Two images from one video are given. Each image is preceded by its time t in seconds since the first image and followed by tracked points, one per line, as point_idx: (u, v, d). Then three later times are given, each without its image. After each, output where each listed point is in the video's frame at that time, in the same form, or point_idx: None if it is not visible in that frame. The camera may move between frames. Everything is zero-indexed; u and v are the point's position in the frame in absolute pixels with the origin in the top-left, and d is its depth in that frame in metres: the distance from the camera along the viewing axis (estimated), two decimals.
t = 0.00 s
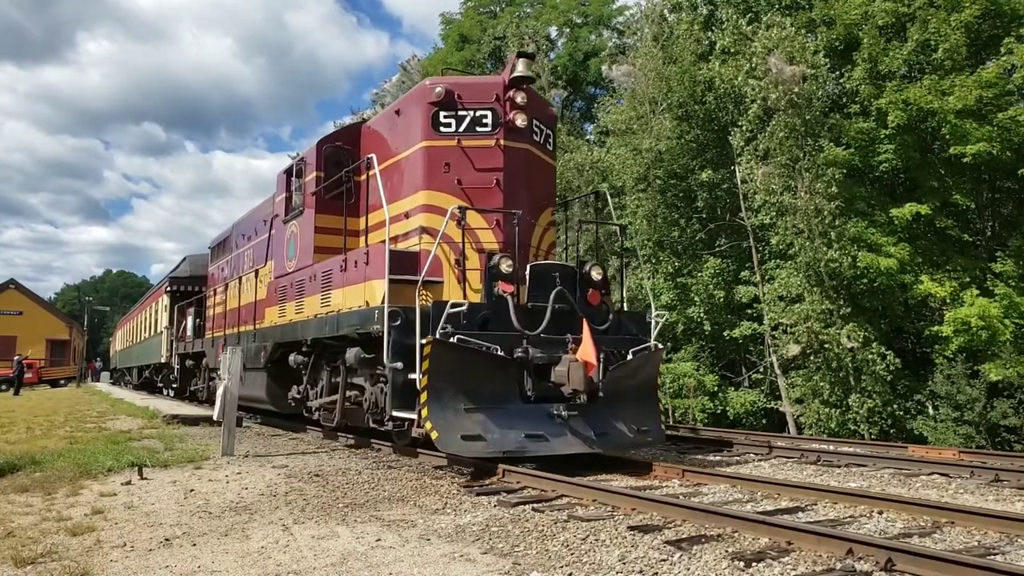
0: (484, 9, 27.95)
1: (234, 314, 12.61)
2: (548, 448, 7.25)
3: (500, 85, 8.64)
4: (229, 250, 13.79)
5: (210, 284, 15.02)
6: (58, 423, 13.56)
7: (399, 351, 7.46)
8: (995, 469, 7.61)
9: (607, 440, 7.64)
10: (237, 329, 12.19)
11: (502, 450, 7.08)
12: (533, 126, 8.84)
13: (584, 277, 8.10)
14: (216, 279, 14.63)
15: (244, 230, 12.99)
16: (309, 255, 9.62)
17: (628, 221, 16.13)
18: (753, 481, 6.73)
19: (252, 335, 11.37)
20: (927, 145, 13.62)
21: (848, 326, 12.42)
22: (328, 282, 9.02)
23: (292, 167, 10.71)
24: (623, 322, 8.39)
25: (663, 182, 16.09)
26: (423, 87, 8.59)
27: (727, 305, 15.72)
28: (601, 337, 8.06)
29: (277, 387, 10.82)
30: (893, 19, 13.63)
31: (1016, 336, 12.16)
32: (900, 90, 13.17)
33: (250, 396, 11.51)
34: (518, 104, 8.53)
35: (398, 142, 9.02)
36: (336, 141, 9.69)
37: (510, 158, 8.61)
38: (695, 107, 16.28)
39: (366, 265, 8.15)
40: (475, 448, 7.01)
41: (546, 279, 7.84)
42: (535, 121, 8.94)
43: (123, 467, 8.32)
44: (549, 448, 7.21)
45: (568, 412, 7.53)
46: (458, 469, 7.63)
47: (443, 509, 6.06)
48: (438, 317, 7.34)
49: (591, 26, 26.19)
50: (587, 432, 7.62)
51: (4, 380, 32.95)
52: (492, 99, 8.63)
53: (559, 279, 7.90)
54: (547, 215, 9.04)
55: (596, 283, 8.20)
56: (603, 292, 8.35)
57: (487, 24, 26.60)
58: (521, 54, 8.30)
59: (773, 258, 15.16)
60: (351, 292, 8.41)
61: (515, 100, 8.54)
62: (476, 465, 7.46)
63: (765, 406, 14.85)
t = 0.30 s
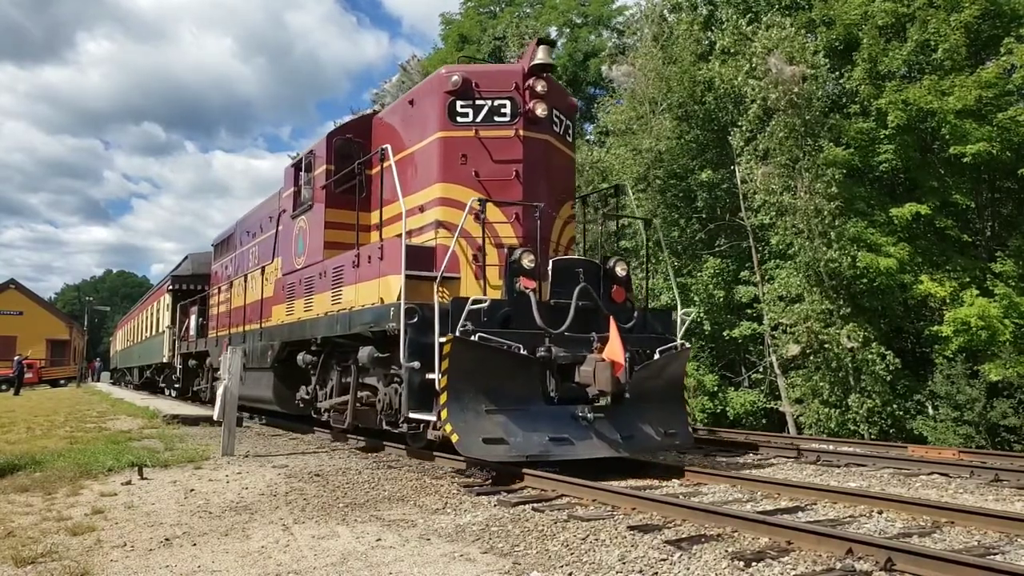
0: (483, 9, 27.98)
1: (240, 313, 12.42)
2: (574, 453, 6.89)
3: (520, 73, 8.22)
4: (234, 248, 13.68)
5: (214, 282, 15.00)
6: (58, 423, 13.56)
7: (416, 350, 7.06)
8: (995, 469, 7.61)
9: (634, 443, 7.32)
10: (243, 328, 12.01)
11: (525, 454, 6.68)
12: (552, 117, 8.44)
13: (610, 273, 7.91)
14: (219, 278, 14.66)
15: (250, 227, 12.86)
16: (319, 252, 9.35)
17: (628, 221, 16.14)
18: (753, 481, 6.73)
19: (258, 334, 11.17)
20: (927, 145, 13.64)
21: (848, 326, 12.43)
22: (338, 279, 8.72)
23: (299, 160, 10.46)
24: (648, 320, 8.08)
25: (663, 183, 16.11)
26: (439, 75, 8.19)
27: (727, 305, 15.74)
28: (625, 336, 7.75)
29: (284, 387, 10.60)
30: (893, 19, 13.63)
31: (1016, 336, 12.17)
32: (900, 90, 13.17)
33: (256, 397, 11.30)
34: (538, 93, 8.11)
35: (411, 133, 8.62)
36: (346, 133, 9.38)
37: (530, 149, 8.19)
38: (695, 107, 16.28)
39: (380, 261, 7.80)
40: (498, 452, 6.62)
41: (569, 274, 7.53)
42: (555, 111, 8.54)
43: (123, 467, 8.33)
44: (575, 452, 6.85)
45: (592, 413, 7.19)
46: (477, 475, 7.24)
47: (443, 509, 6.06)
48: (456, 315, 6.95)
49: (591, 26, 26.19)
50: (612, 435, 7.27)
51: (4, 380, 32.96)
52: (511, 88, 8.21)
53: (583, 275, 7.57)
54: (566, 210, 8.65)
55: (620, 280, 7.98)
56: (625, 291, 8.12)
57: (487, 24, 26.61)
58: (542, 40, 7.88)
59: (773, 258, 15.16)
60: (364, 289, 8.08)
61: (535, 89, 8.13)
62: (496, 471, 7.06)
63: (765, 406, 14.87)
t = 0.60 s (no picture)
0: (484, 9, 28.02)
1: (245, 311, 12.22)
2: (604, 458, 6.55)
3: (542, 60, 7.88)
4: (240, 246, 13.51)
5: (218, 281, 14.95)
6: (58, 423, 13.57)
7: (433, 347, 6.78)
8: (995, 468, 7.62)
9: (663, 448, 6.99)
10: (249, 327, 11.82)
11: (553, 458, 6.36)
12: (575, 106, 8.10)
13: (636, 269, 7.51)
14: (222, 276, 14.63)
15: (256, 224, 12.72)
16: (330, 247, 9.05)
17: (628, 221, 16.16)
18: (753, 482, 6.74)
19: (264, 333, 10.93)
20: (927, 144, 13.67)
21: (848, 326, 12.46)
22: (351, 276, 8.41)
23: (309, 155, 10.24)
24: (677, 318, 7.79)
25: (663, 183, 16.14)
26: (457, 63, 7.89)
27: (727, 305, 15.77)
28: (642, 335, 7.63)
29: (292, 387, 10.33)
30: (893, 19, 13.64)
31: (1016, 336, 12.19)
32: (900, 90, 13.18)
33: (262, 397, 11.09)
34: (560, 81, 7.76)
35: (428, 124, 8.32)
36: (357, 124, 9.10)
37: (552, 139, 7.86)
38: (695, 107, 16.28)
39: (396, 256, 7.48)
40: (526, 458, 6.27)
41: (597, 269, 7.24)
42: (578, 100, 8.20)
43: (124, 467, 8.33)
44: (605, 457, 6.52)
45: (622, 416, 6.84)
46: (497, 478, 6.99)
47: (443, 509, 6.07)
48: (479, 312, 6.61)
49: (591, 27, 26.21)
50: (642, 438, 6.96)
51: (4, 380, 32.98)
52: (533, 75, 7.87)
53: (609, 271, 7.30)
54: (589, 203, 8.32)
55: (648, 274, 7.59)
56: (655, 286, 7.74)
57: (487, 25, 26.63)
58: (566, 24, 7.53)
59: (773, 258, 15.18)
60: (378, 285, 7.77)
61: (557, 76, 7.78)
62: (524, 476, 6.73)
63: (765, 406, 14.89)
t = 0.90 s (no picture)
0: (484, 9, 28.01)
1: (253, 309, 12.00)
2: (637, 463, 6.27)
3: (566, 45, 7.62)
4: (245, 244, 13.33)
5: (222, 279, 14.92)
6: (58, 423, 13.57)
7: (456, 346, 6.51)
8: (995, 468, 7.62)
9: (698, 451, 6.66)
10: (256, 325, 11.60)
11: (584, 465, 6.07)
12: (600, 93, 7.83)
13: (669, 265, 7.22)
14: (228, 273, 14.52)
15: (262, 220, 12.54)
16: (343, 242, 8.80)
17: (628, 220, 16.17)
18: (754, 483, 6.73)
19: (272, 332, 10.66)
20: (927, 144, 13.67)
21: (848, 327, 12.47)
22: (365, 271, 8.14)
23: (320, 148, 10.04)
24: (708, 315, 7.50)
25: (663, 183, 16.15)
26: (478, 49, 7.67)
27: (727, 305, 15.77)
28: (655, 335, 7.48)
29: (301, 388, 10.07)
30: (893, 19, 13.63)
31: (1016, 337, 12.18)
32: (900, 90, 13.17)
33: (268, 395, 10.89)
34: (585, 67, 7.50)
35: (447, 113, 8.08)
36: (371, 115, 8.86)
37: (577, 128, 7.60)
38: (695, 107, 16.28)
39: (414, 250, 7.21)
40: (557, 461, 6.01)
41: (627, 264, 6.96)
42: (603, 88, 7.94)
43: (123, 467, 8.33)
44: (638, 463, 6.24)
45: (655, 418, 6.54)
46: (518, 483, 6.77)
47: (443, 509, 6.07)
48: (505, 310, 6.36)
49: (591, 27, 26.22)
50: (676, 442, 6.66)
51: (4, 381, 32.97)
52: (557, 61, 7.62)
53: (640, 265, 7.02)
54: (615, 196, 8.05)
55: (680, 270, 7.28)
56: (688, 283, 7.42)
57: (487, 25, 26.65)
58: (591, 7, 7.27)
59: (773, 258, 15.18)
60: (395, 282, 7.48)
61: (582, 62, 7.54)
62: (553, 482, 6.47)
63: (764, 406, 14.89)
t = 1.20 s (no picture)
0: (484, 9, 28.01)
1: (259, 308, 11.71)
2: (676, 470, 5.93)
3: (594, 28, 7.29)
4: (251, 241, 13.08)
5: (226, 276, 14.74)
6: (58, 423, 13.58)
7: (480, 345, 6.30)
8: (995, 469, 7.62)
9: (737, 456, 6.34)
10: (263, 323, 11.31)
11: (620, 471, 5.72)
12: (628, 79, 7.51)
13: (706, 259, 6.89)
14: (230, 272, 14.31)
15: (269, 217, 12.25)
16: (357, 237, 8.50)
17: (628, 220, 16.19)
18: (756, 484, 6.73)
19: (281, 331, 10.38)
20: (927, 144, 13.68)
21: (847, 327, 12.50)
22: (381, 268, 7.85)
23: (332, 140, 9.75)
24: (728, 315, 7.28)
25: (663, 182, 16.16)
26: (500, 33, 7.35)
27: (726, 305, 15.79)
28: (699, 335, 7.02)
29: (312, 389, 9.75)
30: (893, 20, 13.64)
31: (1016, 337, 12.17)
32: (900, 90, 13.16)
33: (275, 397, 10.62)
34: (614, 51, 7.18)
35: (467, 101, 7.79)
36: (385, 104, 8.58)
37: (605, 115, 7.29)
38: (695, 107, 16.29)
39: (435, 244, 6.94)
40: (590, 467, 5.67)
41: (663, 259, 6.69)
42: (631, 73, 7.62)
43: (123, 467, 8.33)
44: (677, 469, 5.89)
45: (694, 421, 6.23)
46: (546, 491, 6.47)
47: (443, 509, 6.07)
48: (534, 308, 6.10)
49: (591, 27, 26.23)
50: (716, 446, 6.31)
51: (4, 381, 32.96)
52: (584, 45, 7.29)
53: (675, 260, 6.72)
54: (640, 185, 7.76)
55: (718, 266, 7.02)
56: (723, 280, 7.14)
57: (487, 25, 26.67)
58: None
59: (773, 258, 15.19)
60: (414, 276, 7.21)
61: (611, 46, 7.21)
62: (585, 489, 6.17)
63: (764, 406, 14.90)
